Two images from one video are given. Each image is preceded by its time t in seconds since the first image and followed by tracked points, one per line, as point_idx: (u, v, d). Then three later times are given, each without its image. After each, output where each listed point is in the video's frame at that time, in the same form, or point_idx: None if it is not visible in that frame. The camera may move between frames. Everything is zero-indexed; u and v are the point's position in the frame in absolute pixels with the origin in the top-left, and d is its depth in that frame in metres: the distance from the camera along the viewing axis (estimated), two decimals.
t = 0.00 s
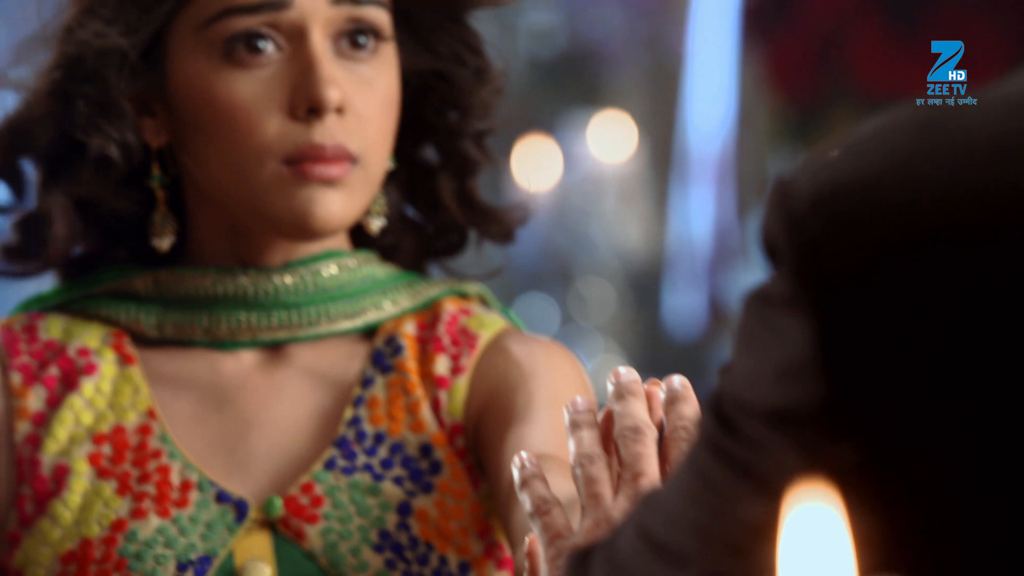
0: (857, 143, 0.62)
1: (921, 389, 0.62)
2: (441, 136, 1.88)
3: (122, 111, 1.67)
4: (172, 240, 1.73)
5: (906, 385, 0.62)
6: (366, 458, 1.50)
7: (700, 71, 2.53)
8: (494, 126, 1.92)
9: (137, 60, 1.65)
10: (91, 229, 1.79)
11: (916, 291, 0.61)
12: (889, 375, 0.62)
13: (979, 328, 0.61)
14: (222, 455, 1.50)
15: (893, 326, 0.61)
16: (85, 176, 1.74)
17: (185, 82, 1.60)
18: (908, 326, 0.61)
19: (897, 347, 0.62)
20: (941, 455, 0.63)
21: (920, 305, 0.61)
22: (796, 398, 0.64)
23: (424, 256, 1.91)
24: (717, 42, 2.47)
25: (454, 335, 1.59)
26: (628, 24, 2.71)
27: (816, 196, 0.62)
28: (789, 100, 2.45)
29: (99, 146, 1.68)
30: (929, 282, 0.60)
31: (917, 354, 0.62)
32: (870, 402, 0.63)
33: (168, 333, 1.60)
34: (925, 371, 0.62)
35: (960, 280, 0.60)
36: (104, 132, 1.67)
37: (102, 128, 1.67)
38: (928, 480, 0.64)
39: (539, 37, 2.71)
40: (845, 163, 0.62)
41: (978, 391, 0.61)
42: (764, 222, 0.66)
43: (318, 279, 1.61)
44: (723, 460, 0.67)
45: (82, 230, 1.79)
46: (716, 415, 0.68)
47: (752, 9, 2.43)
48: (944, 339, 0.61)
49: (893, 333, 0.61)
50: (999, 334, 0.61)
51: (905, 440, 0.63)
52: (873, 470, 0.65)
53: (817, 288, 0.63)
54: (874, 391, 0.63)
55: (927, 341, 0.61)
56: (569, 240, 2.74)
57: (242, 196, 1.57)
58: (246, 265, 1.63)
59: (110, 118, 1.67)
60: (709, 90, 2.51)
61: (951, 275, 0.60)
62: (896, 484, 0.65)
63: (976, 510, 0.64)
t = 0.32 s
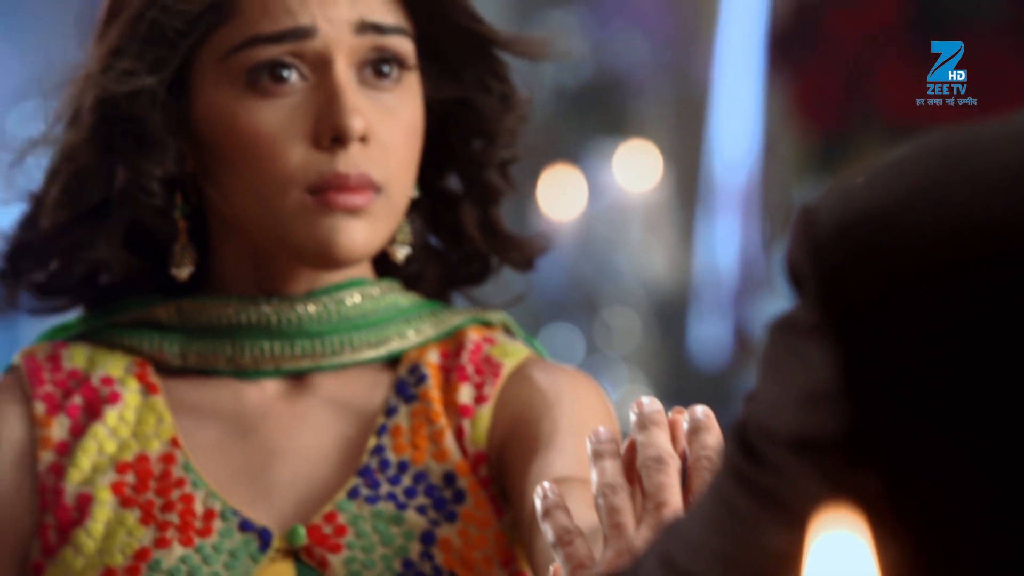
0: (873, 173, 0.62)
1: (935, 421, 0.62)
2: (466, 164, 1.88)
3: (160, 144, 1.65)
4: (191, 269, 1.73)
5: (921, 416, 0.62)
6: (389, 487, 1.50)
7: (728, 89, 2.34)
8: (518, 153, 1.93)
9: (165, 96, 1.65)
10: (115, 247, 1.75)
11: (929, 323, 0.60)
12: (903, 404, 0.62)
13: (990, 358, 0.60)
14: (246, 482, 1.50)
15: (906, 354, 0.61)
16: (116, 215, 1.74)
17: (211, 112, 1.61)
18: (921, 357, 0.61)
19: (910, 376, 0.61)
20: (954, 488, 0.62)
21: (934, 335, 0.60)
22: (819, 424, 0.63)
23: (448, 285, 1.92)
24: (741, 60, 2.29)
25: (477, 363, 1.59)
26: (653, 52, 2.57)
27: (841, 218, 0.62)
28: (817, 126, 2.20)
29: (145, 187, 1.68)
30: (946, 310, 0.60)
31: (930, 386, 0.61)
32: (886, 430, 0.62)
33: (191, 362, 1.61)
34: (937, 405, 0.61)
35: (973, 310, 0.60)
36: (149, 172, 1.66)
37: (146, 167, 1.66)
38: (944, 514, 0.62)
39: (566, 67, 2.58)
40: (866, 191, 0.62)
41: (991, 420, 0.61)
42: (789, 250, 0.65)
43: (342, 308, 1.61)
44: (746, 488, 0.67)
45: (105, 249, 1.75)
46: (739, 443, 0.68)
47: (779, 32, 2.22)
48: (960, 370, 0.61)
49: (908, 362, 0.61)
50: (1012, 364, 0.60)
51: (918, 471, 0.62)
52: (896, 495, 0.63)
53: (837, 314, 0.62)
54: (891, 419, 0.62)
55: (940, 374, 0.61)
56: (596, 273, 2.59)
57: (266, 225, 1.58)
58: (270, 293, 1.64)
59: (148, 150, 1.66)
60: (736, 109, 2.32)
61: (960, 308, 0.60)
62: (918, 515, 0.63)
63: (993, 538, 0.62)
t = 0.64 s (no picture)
0: (896, 196, 0.61)
1: (960, 442, 0.62)
2: (481, 194, 1.88)
3: (168, 172, 1.67)
4: (207, 295, 1.74)
5: (946, 438, 0.61)
6: (409, 514, 1.50)
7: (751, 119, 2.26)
8: (530, 186, 1.92)
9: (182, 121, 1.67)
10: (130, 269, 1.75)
11: (953, 345, 0.60)
12: (928, 426, 0.61)
13: (1013, 382, 0.61)
14: (265, 509, 1.50)
15: (931, 377, 0.61)
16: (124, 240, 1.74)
17: (231, 139, 1.62)
18: (946, 380, 0.61)
19: (935, 399, 0.61)
20: (978, 510, 0.62)
21: (959, 358, 0.60)
22: (842, 451, 0.62)
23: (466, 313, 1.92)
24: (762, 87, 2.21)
25: (497, 390, 1.59)
26: (676, 81, 2.43)
27: (863, 245, 0.61)
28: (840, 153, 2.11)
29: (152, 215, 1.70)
30: (970, 333, 0.60)
31: (955, 408, 0.61)
32: (910, 453, 0.62)
33: (211, 389, 1.62)
34: (962, 427, 0.61)
35: (997, 335, 0.60)
36: (152, 198, 1.69)
37: (149, 192, 1.68)
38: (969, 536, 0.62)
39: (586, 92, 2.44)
40: (887, 213, 0.61)
41: (1014, 444, 0.62)
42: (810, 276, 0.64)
43: (361, 334, 1.62)
44: (767, 514, 0.65)
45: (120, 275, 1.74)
46: (760, 466, 0.66)
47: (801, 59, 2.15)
48: (983, 394, 0.61)
49: (934, 385, 0.61)
50: None
51: (943, 493, 0.62)
52: (921, 519, 0.63)
53: (857, 339, 0.61)
54: (914, 441, 0.61)
55: (964, 396, 0.61)
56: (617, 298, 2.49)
57: (285, 251, 1.59)
58: (289, 321, 1.64)
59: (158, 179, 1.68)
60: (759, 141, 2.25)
61: (985, 331, 0.60)
62: (943, 535, 0.63)
63: (1017, 560, 0.63)
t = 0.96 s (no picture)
0: (913, 219, 0.60)
1: (972, 468, 0.61)
2: (496, 221, 1.88)
3: (168, 193, 1.69)
4: (226, 321, 1.74)
5: (957, 464, 0.61)
6: (426, 539, 1.50)
7: (768, 149, 2.27)
8: (544, 214, 1.92)
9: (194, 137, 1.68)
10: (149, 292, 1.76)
11: (966, 370, 0.59)
12: (939, 452, 0.60)
13: None
14: (281, 534, 1.50)
15: (942, 403, 0.60)
16: (123, 262, 1.72)
17: (247, 164, 1.63)
18: (958, 405, 0.60)
19: (946, 424, 0.60)
20: (990, 536, 0.61)
21: (972, 382, 0.59)
22: (861, 476, 0.62)
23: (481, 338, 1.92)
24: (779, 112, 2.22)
25: (514, 416, 1.59)
26: (694, 106, 2.43)
27: (881, 269, 0.60)
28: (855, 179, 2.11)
29: (151, 234, 1.71)
30: (985, 358, 0.59)
31: (967, 433, 0.60)
32: (922, 478, 0.61)
33: (227, 414, 1.62)
34: (974, 452, 0.60)
35: (1008, 364, 0.59)
36: (154, 219, 1.70)
37: (151, 213, 1.70)
38: (982, 562, 0.62)
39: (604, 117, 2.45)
40: (906, 237, 0.60)
41: None
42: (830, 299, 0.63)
43: (378, 359, 1.62)
44: (785, 539, 0.65)
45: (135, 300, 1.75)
46: (777, 491, 0.66)
47: (819, 86, 2.15)
48: (997, 418, 0.60)
49: (944, 411, 0.60)
50: None
51: (954, 518, 0.61)
52: (939, 548, 0.62)
53: (873, 362, 0.61)
54: (926, 467, 0.61)
55: (976, 421, 0.60)
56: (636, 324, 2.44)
57: (302, 275, 1.59)
58: (306, 346, 1.65)
59: (157, 201, 1.70)
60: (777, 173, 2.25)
61: (999, 355, 0.59)
62: (957, 561, 0.62)
63: None
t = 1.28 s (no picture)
0: (932, 235, 0.59)
1: (985, 482, 0.60)
2: (510, 240, 1.88)
3: (189, 210, 1.69)
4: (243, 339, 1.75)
5: (969, 479, 0.60)
6: (439, 558, 1.49)
7: (785, 166, 2.28)
8: (558, 232, 1.92)
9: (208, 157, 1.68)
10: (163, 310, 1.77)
11: (980, 385, 0.59)
12: (951, 468, 0.60)
13: None
14: (294, 552, 1.49)
15: (954, 419, 0.59)
16: (142, 275, 1.72)
17: (261, 182, 1.63)
18: (971, 420, 0.59)
19: (959, 441, 0.60)
20: (1007, 549, 0.61)
21: (984, 399, 0.59)
22: (877, 493, 0.61)
23: (494, 357, 1.92)
24: (798, 127, 2.24)
25: (528, 434, 1.59)
26: (710, 124, 2.42)
27: (896, 284, 0.59)
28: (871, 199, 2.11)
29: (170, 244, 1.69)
30: (997, 374, 0.58)
31: (980, 448, 0.60)
32: (935, 495, 0.60)
33: (241, 433, 1.62)
34: (987, 466, 0.60)
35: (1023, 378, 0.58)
36: (174, 229, 1.69)
37: (173, 227, 1.69)
38: None
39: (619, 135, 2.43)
40: (922, 252, 0.59)
41: None
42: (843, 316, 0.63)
43: (392, 377, 1.62)
44: (798, 556, 0.64)
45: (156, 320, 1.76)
46: (793, 508, 0.65)
47: (835, 103, 2.14)
48: (1011, 432, 0.59)
49: (956, 427, 0.59)
50: None
51: (967, 533, 0.61)
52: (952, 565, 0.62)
53: (887, 379, 0.60)
54: (940, 484, 0.60)
55: (990, 435, 0.59)
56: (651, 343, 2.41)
57: (316, 294, 1.59)
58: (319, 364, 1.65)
59: (180, 216, 1.70)
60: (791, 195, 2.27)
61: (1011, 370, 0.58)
62: None
63: None
